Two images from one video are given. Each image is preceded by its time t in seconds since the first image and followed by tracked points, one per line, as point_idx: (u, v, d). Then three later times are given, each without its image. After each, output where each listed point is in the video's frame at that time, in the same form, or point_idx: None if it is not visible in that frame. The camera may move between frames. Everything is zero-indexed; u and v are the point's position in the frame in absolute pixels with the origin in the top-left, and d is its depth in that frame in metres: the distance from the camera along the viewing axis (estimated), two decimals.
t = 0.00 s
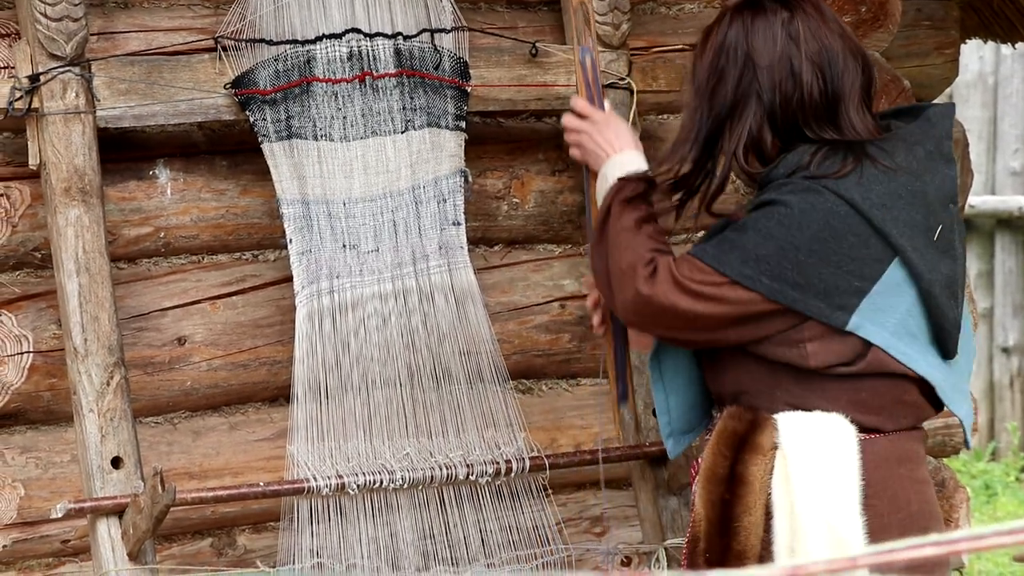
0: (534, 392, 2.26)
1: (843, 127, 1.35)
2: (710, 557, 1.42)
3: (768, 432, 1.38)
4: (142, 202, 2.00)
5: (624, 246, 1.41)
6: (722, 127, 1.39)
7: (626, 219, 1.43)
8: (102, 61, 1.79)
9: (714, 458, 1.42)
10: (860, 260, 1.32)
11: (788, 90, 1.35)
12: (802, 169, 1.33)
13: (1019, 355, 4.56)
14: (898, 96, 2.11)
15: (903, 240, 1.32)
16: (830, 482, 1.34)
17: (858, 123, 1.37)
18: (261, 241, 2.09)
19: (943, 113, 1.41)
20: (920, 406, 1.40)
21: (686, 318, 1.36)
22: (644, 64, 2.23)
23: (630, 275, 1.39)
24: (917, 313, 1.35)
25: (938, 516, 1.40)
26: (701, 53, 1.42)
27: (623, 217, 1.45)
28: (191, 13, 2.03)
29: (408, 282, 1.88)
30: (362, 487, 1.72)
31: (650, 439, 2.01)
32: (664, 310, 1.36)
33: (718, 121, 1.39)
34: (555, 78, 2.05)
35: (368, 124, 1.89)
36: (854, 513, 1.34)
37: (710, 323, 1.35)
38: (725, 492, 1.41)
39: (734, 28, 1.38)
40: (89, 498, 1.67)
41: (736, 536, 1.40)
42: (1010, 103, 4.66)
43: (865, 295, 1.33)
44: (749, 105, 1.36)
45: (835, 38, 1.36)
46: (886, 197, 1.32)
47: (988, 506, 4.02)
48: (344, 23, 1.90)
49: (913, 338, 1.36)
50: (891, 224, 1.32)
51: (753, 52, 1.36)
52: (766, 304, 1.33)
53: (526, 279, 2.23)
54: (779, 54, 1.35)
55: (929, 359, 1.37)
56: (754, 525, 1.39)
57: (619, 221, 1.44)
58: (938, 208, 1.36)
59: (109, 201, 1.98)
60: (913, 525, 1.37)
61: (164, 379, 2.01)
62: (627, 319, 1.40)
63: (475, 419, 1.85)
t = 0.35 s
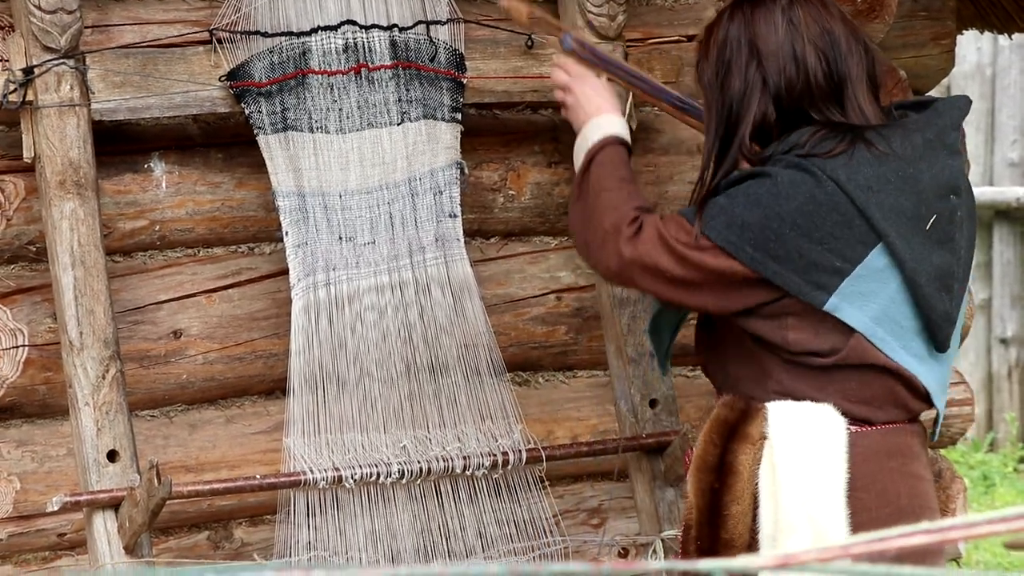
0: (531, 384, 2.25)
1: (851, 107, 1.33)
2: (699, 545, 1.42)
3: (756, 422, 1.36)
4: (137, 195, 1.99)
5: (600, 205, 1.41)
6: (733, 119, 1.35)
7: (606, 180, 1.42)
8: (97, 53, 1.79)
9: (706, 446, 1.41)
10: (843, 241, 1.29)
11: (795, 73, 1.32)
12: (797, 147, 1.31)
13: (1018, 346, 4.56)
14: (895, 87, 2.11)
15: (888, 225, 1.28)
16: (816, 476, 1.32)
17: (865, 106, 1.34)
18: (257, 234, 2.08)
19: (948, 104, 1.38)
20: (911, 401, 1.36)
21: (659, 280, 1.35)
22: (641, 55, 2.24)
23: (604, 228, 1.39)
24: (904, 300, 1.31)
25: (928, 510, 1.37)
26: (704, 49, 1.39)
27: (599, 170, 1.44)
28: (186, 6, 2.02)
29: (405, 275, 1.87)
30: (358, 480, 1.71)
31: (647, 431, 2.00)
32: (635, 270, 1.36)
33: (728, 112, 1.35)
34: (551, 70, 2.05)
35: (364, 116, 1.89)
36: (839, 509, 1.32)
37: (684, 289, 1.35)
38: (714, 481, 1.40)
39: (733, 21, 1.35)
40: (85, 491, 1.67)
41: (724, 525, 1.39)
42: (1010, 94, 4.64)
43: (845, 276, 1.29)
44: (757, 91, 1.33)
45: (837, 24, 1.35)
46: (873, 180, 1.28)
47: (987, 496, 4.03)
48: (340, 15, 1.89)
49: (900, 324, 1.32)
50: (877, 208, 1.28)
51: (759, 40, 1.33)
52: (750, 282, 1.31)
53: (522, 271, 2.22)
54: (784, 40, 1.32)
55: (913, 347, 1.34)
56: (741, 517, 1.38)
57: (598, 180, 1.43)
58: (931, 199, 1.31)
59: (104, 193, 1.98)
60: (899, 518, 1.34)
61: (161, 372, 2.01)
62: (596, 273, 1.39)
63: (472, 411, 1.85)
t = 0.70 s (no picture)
0: (523, 378, 2.26)
1: (792, 107, 1.33)
2: (672, 545, 1.46)
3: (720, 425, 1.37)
4: (129, 188, 1.99)
5: (738, 445, 1.27)
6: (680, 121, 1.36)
7: (731, 451, 1.28)
8: (88, 46, 1.78)
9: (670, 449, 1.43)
10: (804, 241, 1.25)
11: (735, 73, 1.33)
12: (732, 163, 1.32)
13: (1009, 341, 4.57)
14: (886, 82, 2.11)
15: (832, 218, 1.25)
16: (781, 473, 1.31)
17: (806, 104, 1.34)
18: (249, 227, 2.08)
19: (875, 95, 1.36)
20: (873, 391, 1.35)
21: (820, 382, 1.21)
22: (634, 50, 2.24)
23: (752, 412, 1.25)
24: (869, 293, 1.26)
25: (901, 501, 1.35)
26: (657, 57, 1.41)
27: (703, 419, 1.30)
28: None
29: (397, 269, 1.87)
30: (349, 474, 1.71)
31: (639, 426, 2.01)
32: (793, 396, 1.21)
33: (676, 114, 1.37)
34: (544, 64, 2.04)
35: (356, 110, 1.89)
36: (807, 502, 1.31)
37: (833, 369, 1.22)
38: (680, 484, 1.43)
39: (682, 24, 1.38)
40: (76, 485, 1.67)
41: (693, 524, 1.42)
42: (1001, 90, 4.62)
43: (830, 271, 1.24)
44: (700, 91, 1.35)
45: (781, 22, 1.36)
46: (808, 179, 1.27)
47: (978, 491, 4.05)
48: (333, 8, 1.89)
49: (874, 315, 1.27)
50: (818, 205, 1.26)
51: (705, 39, 1.35)
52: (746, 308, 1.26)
53: (515, 265, 2.22)
54: (725, 40, 1.34)
55: (891, 340, 1.29)
56: (710, 515, 1.40)
57: (729, 447, 1.28)
58: (872, 184, 1.28)
59: (96, 186, 1.97)
60: (874, 510, 1.33)
61: (152, 365, 2.00)
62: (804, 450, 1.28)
63: (464, 405, 1.85)
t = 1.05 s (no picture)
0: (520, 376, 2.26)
1: (745, 104, 1.36)
2: (668, 544, 1.45)
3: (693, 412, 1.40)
4: (126, 185, 1.99)
5: (683, 430, 1.32)
6: (632, 127, 1.39)
7: (680, 436, 1.32)
8: (85, 44, 1.81)
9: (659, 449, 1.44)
10: (790, 230, 1.28)
11: (683, 77, 1.37)
12: (707, 156, 1.34)
13: (1004, 340, 4.58)
14: (883, 80, 2.10)
15: (812, 209, 1.30)
16: (779, 464, 1.34)
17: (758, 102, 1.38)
18: (246, 225, 2.09)
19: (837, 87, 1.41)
20: (852, 376, 1.39)
21: (762, 380, 1.24)
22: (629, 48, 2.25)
23: (698, 401, 1.29)
24: (844, 279, 1.32)
25: (882, 485, 1.41)
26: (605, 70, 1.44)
27: (659, 404, 1.34)
28: None
29: (393, 267, 1.87)
30: (346, 471, 1.71)
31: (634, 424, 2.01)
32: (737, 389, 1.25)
33: (626, 121, 1.39)
34: (541, 62, 2.05)
35: (352, 108, 1.89)
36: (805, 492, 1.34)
37: (782, 367, 1.25)
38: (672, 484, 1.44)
39: (626, 36, 1.41)
40: (72, 482, 1.67)
41: (689, 520, 1.43)
42: (996, 88, 4.61)
43: (809, 263, 1.28)
44: (650, 97, 1.38)
45: (724, 27, 1.40)
46: (787, 170, 1.31)
47: (974, 490, 4.06)
48: (328, 7, 1.89)
49: (847, 302, 1.33)
50: (800, 196, 1.30)
51: (651, 49, 1.39)
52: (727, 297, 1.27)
53: (511, 263, 2.23)
54: (673, 44, 1.38)
55: (861, 327, 1.35)
56: (706, 510, 1.41)
57: (676, 431, 1.32)
58: (843, 174, 1.34)
59: (92, 183, 1.98)
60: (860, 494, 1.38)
61: (148, 363, 2.01)
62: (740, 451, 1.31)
63: (461, 403, 1.85)
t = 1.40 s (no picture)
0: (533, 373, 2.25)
1: (718, 103, 1.36)
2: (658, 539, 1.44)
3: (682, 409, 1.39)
4: (139, 183, 1.99)
5: (674, 428, 1.31)
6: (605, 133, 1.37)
7: (671, 434, 1.31)
8: (97, 43, 1.81)
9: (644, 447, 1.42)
10: (766, 224, 1.27)
11: (655, 80, 1.35)
12: (682, 155, 1.31)
13: (1019, 335, 4.56)
14: (897, 75, 2.08)
15: (789, 202, 1.28)
16: (762, 460, 1.32)
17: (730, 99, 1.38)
18: (259, 222, 2.09)
19: (809, 79, 1.39)
20: (834, 367, 1.38)
21: (748, 373, 1.23)
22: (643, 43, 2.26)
23: (686, 398, 1.28)
24: (823, 270, 1.31)
25: (867, 471, 1.42)
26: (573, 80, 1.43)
27: (648, 404, 1.33)
28: None
29: (406, 263, 1.87)
30: (359, 468, 1.70)
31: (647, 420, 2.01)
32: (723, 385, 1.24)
33: (598, 129, 1.38)
34: (553, 58, 2.04)
35: (365, 105, 1.89)
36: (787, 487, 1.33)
37: (766, 360, 1.24)
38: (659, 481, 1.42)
39: (594, 45, 1.40)
40: (87, 479, 1.67)
41: (677, 516, 1.42)
42: (1010, 83, 4.56)
43: (786, 257, 1.27)
44: (623, 102, 1.36)
45: (691, 25, 1.39)
46: (761, 165, 1.29)
47: (988, 486, 4.04)
48: (341, 3, 1.88)
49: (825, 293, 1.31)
50: (777, 191, 1.28)
51: (619, 55, 1.37)
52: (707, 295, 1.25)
53: (525, 260, 2.22)
54: (642, 48, 1.36)
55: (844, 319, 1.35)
56: (693, 507, 1.40)
57: (667, 429, 1.32)
58: (818, 166, 1.32)
59: (106, 182, 1.97)
60: (847, 483, 1.38)
61: (163, 361, 2.01)
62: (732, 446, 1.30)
63: (474, 400, 1.85)
